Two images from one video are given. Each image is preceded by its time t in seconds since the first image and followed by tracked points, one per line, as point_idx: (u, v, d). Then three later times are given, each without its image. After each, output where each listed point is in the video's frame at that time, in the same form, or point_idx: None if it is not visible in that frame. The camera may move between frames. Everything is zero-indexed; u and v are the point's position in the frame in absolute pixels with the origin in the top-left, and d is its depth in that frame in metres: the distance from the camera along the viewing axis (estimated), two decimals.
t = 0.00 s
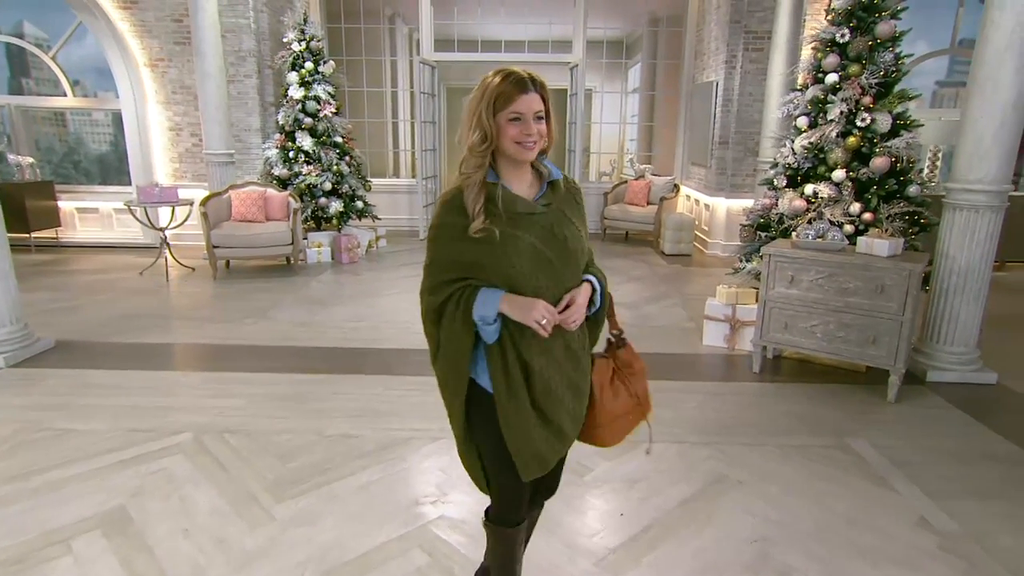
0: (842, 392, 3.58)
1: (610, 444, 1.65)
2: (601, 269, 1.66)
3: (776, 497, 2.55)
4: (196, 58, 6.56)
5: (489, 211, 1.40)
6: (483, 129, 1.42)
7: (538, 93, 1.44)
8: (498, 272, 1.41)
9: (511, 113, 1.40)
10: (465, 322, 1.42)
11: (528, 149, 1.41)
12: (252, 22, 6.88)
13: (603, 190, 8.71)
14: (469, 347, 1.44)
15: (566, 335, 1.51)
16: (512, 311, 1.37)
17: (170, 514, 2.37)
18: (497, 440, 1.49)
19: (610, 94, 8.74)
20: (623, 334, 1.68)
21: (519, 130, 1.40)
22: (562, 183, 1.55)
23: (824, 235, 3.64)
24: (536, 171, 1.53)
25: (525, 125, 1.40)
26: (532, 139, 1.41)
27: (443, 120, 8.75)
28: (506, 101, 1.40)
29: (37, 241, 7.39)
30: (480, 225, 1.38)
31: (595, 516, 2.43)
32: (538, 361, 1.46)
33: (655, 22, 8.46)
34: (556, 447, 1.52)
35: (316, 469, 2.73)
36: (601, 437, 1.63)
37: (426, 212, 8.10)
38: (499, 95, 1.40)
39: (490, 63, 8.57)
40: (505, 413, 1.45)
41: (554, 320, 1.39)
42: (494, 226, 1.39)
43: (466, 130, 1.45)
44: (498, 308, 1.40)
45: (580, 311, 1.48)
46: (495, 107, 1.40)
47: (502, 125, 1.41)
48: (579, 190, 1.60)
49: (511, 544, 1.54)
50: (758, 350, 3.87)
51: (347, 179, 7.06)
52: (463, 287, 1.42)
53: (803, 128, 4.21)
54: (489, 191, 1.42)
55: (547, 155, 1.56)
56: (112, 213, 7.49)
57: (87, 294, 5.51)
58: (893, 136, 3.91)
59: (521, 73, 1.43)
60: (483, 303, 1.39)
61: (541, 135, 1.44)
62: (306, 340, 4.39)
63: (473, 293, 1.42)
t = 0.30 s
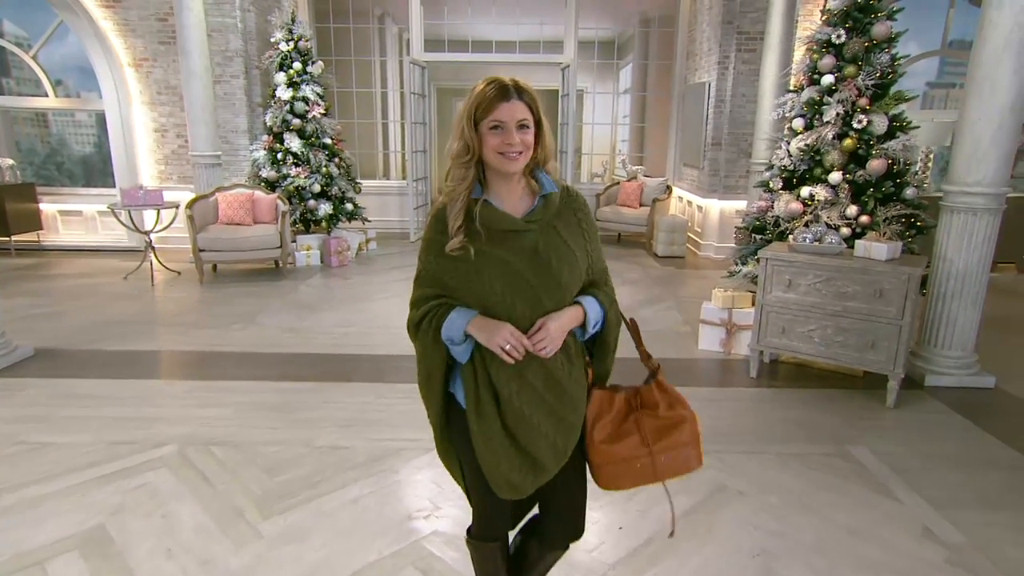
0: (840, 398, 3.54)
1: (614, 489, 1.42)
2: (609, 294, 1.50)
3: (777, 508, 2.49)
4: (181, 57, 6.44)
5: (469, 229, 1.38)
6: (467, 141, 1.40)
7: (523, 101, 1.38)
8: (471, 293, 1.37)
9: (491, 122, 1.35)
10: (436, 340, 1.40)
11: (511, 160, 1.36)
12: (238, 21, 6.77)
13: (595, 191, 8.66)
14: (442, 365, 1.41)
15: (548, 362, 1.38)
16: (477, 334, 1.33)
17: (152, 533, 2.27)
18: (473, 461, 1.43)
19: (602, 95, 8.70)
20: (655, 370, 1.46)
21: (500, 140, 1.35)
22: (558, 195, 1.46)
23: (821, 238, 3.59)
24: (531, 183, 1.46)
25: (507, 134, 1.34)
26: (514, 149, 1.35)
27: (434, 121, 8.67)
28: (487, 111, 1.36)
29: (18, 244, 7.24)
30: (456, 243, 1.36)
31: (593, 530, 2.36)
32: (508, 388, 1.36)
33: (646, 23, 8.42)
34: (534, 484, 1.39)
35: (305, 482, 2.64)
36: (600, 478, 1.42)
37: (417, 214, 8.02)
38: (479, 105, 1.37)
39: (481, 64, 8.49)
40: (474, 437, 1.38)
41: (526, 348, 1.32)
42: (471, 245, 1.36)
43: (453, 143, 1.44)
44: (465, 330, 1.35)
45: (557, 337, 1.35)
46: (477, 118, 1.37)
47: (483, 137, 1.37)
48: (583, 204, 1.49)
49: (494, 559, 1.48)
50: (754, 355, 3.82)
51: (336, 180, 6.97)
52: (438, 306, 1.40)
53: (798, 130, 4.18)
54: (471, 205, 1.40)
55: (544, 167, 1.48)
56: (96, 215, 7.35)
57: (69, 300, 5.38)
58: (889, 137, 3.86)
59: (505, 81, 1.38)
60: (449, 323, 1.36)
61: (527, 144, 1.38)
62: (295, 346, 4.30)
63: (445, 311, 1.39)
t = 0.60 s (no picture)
0: (847, 403, 3.48)
1: (601, 526, 1.32)
2: (616, 316, 1.38)
3: (787, 519, 2.43)
4: (178, 57, 6.36)
5: (466, 238, 1.34)
6: (468, 149, 1.35)
7: (526, 106, 1.31)
8: (463, 306, 1.33)
9: (492, 130, 1.29)
10: (422, 349, 1.37)
11: (512, 169, 1.29)
12: (236, 21, 6.71)
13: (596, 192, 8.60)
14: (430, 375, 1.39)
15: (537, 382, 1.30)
16: (460, 349, 1.29)
17: (145, 546, 2.21)
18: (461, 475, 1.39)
19: (603, 95, 8.63)
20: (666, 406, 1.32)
21: (500, 148, 1.29)
22: (564, 205, 1.37)
23: (828, 241, 3.53)
24: (536, 192, 1.38)
25: (506, 142, 1.28)
26: (513, 157, 1.29)
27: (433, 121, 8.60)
28: (487, 119, 1.30)
29: (14, 246, 7.16)
30: (451, 252, 1.32)
31: (597, 544, 2.29)
32: (491, 407, 1.30)
33: (647, 22, 8.35)
34: (518, 510, 1.32)
35: (303, 493, 2.58)
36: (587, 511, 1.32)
37: (416, 215, 7.95)
38: (480, 113, 1.31)
39: (481, 63, 8.43)
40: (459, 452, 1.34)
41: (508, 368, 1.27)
42: (466, 255, 1.32)
43: (455, 151, 1.39)
44: (450, 343, 1.32)
45: (543, 361, 1.26)
46: (477, 125, 1.32)
47: (484, 145, 1.31)
48: (592, 215, 1.39)
49: None
50: (760, 360, 3.76)
51: (335, 181, 6.89)
52: (430, 315, 1.37)
53: (804, 131, 4.12)
54: (470, 214, 1.35)
55: (552, 175, 1.40)
56: (92, 216, 7.28)
57: (65, 302, 5.31)
58: (897, 138, 3.80)
59: (508, 86, 1.32)
60: (436, 335, 1.33)
61: (530, 153, 1.31)
62: (293, 350, 4.24)
63: (437, 322, 1.36)
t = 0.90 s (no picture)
0: (857, 409, 3.41)
1: (613, 552, 1.26)
2: (627, 331, 1.32)
3: (798, 530, 2.37)
4: (177, 56, 6.30)
5: (472, 247, 1.30)
6: (474, 154, 1.30)
7: (534, 110, 1.25)
8: (467, 318, 1.29)
9: (498, 135, 1.24)
10: (428, 361, 1.34)
11: (518, 176, 1.24)
12: (235, 20, 6.66)
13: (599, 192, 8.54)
14: (434, 388, 1.35)
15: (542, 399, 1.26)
16: (460, 363, 1.25)
17: (140, 558, 2.16)
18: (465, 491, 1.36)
19: (605, 93, 8.58)
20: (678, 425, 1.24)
21: (506, 153, 1.23)
22: (573, 213, 1.31)
23: (838, 243, 3.47)
24: (545, 200, 1.33)
25: (512, 147, 1.23)
26: (520, 164, 1.23)
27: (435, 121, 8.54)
28: (493, 122, 1.24)
29: (12, 247, 7.11)
30: (456, 262, 1.29)
31: (604, 556, 2.23)
32: (494, 424, 1.26)
33: (650, 20, 8.27)
34: (521, 531, 1.28)
35: (303, 502, 2.52)
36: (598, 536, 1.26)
37: (417, 215, 7.89)
38: (486, 116, 1.26)
39: (482, 62, 8.37)
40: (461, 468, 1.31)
41: (507, 386, 1.23)
42: (471, 264, 1.28)
43: (461, 156, 1.34)
44: (452, 357, 1.28)
45: (544, 380, 1.21)
46: (483, 129, 1.27)
47: (489, 150, 1.26)
48: (603, 224, 1.33)
49: None
50: (767, 363, 3.70)
51: (336, 181, 6.83)
52: (436, 328, 1.34)
53: (812, 130, 4.05)
54: (476, 222, 1.31)
55: (562, 181, 1.35)
56: (91, 217, 7.23)
57: (63, 305, 5.26)
58: (906, 138, 3.74)
59: (515, 88, 1.26)
60: (439, 348, 1.30)
61: (537, 157, 1.25)
62: (293, 353, 4.18)
63: (442, 333, 1.33)
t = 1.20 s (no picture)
0: (864, 413, 3.36)
1: (631, 566, 1.23)
2: (638, 342, 1.29)
3: (807, 540, 2.32)
4: (177, 56, 6.24)
5: (478, 254, 1.25)
6: (479, 157, 1.25)
7: (541, 113, 1.20)
8: (473, 328, 1.24)
9: (504, 139, 1.19)
10: (432, 375, 1.28)
11: (526, 181, 1.20)
12: (235, 19, 6.62)
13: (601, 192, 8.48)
14: (436, 403, 1.29)
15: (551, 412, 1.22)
16: (467, 376, 1.20)
17: (134, 570, 2.11)
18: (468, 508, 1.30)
19: (608, 94, 8.54)
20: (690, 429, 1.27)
21: (513, 158, 1.19)
22: (583, 219, 1.28)
23: (845, 247, 3.46)
24: (551, 206, 1.29)
25: (518, 151, 1.18)
26: (527, 169, 1.19)
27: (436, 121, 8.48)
28: (499, 125, 1.20)
29: (11, 248, 7.07)
30: (462, 270, 1.24)
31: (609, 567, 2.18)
32: (502, 440, 1.21)
33: (652, 20, 8.22)
34: (529, 550, 1.23)
35: (301, 511, 2.47)
36: (623, 555, 1.22)
37: (418, 216, 7.83)
38: (491, 118, 1.21)
39: (484, 63, 8.31)
40: (465, 486, 1.26)
41: (519, 402, 1.18)
42: (478, 273, 1.23)
43: (465, 159, 1.29)
44: (458, 370, 1.23)
45: (557, 395, 1.17)
46: (488, 132, 1.22)
47: (494, 155, 1.21)
48: (613, 232, 1.30)
49: None
50: (772, 368, 3.65)
51: (336, 182, 6.78)
52: (439, 339, 1.29)
53: (818, 131, 4.00)
54: (482, 228, 1.27)
55: (570, 186, 1.31)
56: (90, 218, 7.19)
57: (61, 307, 5.22)
58: (914, 139, 3.68)
59: (522, 89, 1.21)
60: (443, 361, 1.24)
61: (545, 162, 1.21)
62: (293, 356, 4.13)
63: (445, 346, 1.27)
